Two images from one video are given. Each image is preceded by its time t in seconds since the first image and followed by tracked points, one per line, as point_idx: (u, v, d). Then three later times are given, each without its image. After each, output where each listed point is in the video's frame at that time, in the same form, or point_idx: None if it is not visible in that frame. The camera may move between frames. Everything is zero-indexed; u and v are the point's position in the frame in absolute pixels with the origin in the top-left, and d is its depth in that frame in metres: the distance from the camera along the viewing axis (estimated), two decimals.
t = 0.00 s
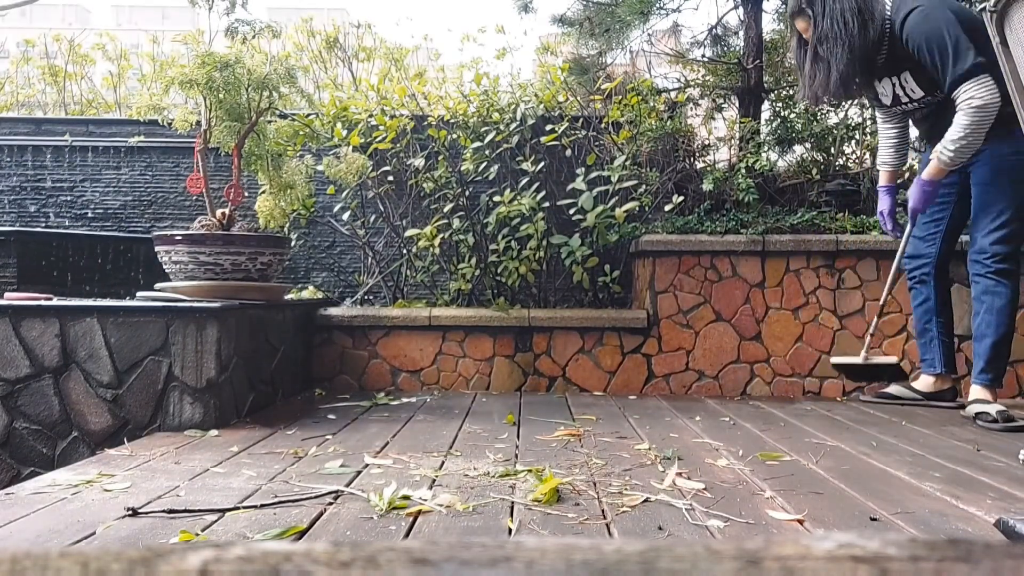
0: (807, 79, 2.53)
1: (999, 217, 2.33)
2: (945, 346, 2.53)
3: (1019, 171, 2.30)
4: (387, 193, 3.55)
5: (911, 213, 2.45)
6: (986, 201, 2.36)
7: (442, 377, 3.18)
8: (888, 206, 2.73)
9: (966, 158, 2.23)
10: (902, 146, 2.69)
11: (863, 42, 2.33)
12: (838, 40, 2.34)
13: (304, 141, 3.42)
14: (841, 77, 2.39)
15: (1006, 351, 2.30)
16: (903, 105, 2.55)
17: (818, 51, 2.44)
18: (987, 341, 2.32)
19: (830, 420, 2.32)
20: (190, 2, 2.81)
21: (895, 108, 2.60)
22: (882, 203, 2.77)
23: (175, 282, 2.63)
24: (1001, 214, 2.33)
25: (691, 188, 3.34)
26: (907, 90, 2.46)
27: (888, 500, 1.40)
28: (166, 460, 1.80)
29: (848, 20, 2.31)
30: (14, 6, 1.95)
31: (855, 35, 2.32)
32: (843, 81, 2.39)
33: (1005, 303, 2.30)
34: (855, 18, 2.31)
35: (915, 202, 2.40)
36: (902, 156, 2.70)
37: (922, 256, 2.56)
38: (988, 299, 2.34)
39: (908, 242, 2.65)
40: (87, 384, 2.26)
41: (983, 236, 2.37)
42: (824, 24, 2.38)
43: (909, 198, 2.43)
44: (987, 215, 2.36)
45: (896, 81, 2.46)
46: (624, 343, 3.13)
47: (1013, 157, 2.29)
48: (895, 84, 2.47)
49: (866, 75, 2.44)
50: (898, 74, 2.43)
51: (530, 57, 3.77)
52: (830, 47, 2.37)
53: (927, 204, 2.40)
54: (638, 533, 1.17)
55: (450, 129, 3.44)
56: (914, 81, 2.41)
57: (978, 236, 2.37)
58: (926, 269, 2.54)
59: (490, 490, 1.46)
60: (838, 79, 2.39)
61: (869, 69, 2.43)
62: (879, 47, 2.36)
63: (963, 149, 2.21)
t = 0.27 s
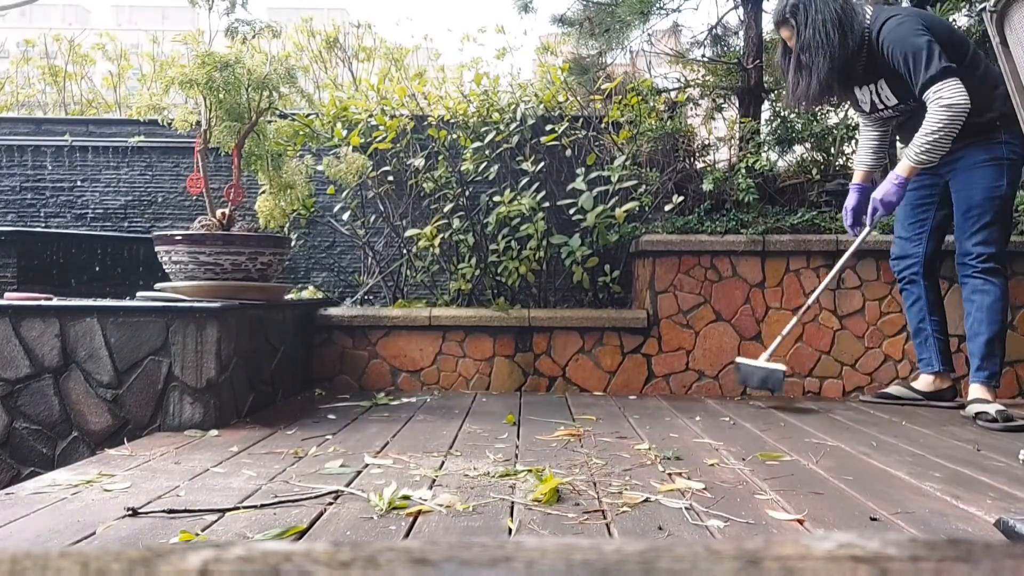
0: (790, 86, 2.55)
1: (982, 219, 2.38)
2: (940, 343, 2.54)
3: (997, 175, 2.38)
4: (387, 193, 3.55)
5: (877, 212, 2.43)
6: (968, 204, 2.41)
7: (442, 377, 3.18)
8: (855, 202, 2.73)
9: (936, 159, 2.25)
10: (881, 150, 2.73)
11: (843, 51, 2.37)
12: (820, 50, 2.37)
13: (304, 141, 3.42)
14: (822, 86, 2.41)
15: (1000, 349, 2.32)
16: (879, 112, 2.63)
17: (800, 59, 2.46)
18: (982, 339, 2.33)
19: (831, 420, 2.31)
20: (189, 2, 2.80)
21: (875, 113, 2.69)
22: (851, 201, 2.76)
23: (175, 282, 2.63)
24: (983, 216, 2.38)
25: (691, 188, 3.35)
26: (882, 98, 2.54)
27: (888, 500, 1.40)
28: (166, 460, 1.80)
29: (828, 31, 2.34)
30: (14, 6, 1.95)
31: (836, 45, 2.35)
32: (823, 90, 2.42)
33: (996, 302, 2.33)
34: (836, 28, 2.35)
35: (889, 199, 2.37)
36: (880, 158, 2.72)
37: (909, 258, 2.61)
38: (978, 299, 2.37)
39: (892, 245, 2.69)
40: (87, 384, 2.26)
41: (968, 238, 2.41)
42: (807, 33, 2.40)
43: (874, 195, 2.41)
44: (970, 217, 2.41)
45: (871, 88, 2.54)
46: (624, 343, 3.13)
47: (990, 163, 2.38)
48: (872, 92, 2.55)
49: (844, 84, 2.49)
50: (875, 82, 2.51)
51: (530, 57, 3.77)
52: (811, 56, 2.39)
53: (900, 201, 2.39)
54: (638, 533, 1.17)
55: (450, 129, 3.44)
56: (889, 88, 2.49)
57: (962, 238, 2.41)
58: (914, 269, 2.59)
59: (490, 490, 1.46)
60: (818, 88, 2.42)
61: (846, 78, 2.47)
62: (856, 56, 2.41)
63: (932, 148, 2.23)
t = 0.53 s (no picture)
0: (777, 85, 2.56)
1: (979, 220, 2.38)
2: (940, 343, 2.54)
3: (991, 177, 2.39)
4: (387, 193, 3.55)
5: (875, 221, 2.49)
6: (964, 205, 2.41)
7: (442, 377, 3.18)
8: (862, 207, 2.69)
9: (913, 170, 2.28)
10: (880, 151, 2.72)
11: (830, 56, 2.38)
12: (807, 53, 2.38)
13: (304, 141, 3.42)
14: (806, 88, 2.43)
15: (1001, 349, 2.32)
16: (869, 114, 2.62)
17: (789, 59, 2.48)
18: (981, 339, 2.33)
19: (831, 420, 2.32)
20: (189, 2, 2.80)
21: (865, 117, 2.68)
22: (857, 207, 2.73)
23: (175, 282, 2.63)
24: (980, 217, 2.38)
25: (691, 188, 3.35)
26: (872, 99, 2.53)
27: (888, 500, 1.40)
28: (167, 460, 1.80)
29: (818, 33, 2.35)
30: (14, 7, 1.95)
31: (823, 49, 2.36)
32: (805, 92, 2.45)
33: (995, 303, 2.32)
34: (826, 31, 2.36)
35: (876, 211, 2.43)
36: (880, 161, 2.72)
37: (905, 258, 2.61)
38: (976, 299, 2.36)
39: (888, 247, 2.69)
40: (87, 384, 2.26)
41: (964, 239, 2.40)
42: (797, 35, 2.41)
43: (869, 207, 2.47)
44: (966, 219, 2.40)
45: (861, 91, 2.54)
46: (624, 343, 3.13)
47: (982, 164, 2.39)
48: (862, 93, 2.54)
49: (831, 89, 2.49)
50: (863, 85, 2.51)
51: (530, 57, 3.78)
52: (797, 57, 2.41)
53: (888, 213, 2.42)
54: (638, 533, 1.17)
55: (450, 129, 3.44)
56: (878, 91, 2.49)
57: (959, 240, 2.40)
58: (909, 269, 2.59)
59: (490, 490, 1.46)
60: (801, 90, 2.44)
61: (834, 82, 2.48)
62: (845, 62, 2.41)
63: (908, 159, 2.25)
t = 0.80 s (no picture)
0: (777, 86, 2.57)
1: (954, 214, 2.37)
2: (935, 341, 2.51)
3: (972, 173, 2.38)
4: (387, 193, 3.55)
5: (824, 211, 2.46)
6: (942, 200, 2.41)
7: (442, 377, 3.18)
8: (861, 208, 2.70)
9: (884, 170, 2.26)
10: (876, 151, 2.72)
11: (829, 55, 2.39)
12: (807, 52, 2.39)
13: (304, 141, 3.42)
14: (807, 87, 2.44)
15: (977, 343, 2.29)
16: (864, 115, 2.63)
17: (788, 60, 2.48)
18: (957, 334, 2.31)
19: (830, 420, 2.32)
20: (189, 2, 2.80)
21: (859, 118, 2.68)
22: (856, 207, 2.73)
23: (175, 282, 2.63)
24: (955, 211, 2.37)
25: (691, 188, 3.35)
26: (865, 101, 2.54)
27: (888, 500, 1.40)
28: (166, 460, 1.80)
29: (817, 33, 2.36)
30: (14, 7, 1.95)
31: (823, 48, 2.37)
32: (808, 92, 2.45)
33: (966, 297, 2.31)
34: (824, 31, 2.37)
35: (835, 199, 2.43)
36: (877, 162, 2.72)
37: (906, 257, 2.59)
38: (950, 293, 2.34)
39: (891, 247, 2.68)
40: (87, 384, 2.26)
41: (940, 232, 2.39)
42: (795, 35, 2.41)
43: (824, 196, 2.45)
44: (942, 212, 2.40)
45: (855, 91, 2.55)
46: (624, 343, 3.13)
47: (965, 160, 2.39)
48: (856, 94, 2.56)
49: (830, 88, 2.50)
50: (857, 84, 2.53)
51: (530, 57, 3.78)
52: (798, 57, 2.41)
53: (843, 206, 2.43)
54: (638, 533, 1.17)
55: (450, 129, 3.44)
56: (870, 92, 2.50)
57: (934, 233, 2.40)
58: (912, 269, 2.56)
59: (490, 490, 1.46)
60: (803, 90, 2.45)
61: (832, 82, 2.49)
62: (842, 61, 2.43)
63: (881, 158, 2.24)
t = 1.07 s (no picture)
0: (770, 85, 2.57)
1: (939, 218, 2.36)
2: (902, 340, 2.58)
3: (964, 176, 2.36)
4: (387, 193, 3.55)
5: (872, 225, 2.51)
6: (930, 202, 2.39)
7: (442, 377, 3.18)
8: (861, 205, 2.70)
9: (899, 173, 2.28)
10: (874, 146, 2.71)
11: (821, 53, 2.40)
12: (799, 51, 2.40)
13: (304, 141, 3.42)
14: (801, 86, 2.44)
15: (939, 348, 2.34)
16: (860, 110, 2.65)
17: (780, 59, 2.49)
18: (921, 338, 2.36)
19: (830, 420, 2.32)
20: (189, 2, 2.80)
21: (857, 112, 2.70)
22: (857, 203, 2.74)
23: (175, 282, 2.63)
24: (941, 216, 2.37)
25: (691, 188, 3.35)
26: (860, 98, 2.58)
27: (888, 500, 1.40)
28: (167, 460, 1.80)
29: (808, 31, 2.37)
30: (14, 7, 1.95)
31: (814, 46, 2.39)
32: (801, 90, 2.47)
33: (939, 303, 2.32)
34: (815, 29, 2.38)
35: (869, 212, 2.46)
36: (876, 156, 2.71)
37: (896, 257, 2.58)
38: (922, 298, 2.37)
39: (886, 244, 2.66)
40: (87, 384, 2.26)
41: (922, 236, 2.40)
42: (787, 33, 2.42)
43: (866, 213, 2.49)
44: (929, 216, 2.39)
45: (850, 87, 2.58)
46: (624, 343, 3.13)
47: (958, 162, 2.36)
48: (852, 91, 2.58)
49: (823, 86, 2.52)
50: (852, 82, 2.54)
51: (530, 57, 3.78)
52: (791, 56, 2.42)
53: (884, 213, 2.45)
54: (638, 533, 1.17)
55: (450, 129, 3.44)
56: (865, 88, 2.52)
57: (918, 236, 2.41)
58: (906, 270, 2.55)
59: (490, 490, 1.46)
60: (796, 89, 2.46)
61: (826, 79, 2.50)
62: (835, 59, 2.44)
63: (898, 161, 2.26)
